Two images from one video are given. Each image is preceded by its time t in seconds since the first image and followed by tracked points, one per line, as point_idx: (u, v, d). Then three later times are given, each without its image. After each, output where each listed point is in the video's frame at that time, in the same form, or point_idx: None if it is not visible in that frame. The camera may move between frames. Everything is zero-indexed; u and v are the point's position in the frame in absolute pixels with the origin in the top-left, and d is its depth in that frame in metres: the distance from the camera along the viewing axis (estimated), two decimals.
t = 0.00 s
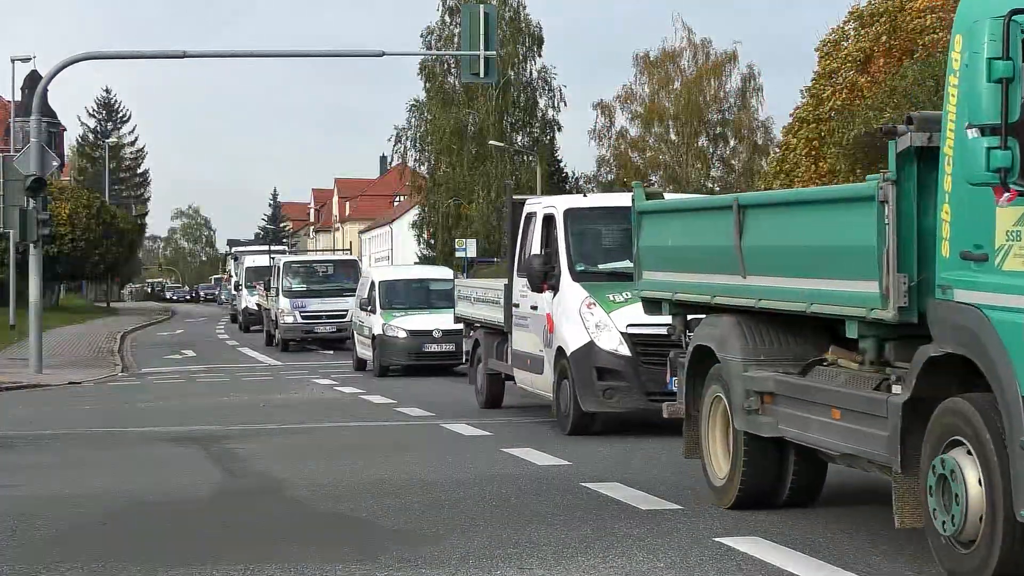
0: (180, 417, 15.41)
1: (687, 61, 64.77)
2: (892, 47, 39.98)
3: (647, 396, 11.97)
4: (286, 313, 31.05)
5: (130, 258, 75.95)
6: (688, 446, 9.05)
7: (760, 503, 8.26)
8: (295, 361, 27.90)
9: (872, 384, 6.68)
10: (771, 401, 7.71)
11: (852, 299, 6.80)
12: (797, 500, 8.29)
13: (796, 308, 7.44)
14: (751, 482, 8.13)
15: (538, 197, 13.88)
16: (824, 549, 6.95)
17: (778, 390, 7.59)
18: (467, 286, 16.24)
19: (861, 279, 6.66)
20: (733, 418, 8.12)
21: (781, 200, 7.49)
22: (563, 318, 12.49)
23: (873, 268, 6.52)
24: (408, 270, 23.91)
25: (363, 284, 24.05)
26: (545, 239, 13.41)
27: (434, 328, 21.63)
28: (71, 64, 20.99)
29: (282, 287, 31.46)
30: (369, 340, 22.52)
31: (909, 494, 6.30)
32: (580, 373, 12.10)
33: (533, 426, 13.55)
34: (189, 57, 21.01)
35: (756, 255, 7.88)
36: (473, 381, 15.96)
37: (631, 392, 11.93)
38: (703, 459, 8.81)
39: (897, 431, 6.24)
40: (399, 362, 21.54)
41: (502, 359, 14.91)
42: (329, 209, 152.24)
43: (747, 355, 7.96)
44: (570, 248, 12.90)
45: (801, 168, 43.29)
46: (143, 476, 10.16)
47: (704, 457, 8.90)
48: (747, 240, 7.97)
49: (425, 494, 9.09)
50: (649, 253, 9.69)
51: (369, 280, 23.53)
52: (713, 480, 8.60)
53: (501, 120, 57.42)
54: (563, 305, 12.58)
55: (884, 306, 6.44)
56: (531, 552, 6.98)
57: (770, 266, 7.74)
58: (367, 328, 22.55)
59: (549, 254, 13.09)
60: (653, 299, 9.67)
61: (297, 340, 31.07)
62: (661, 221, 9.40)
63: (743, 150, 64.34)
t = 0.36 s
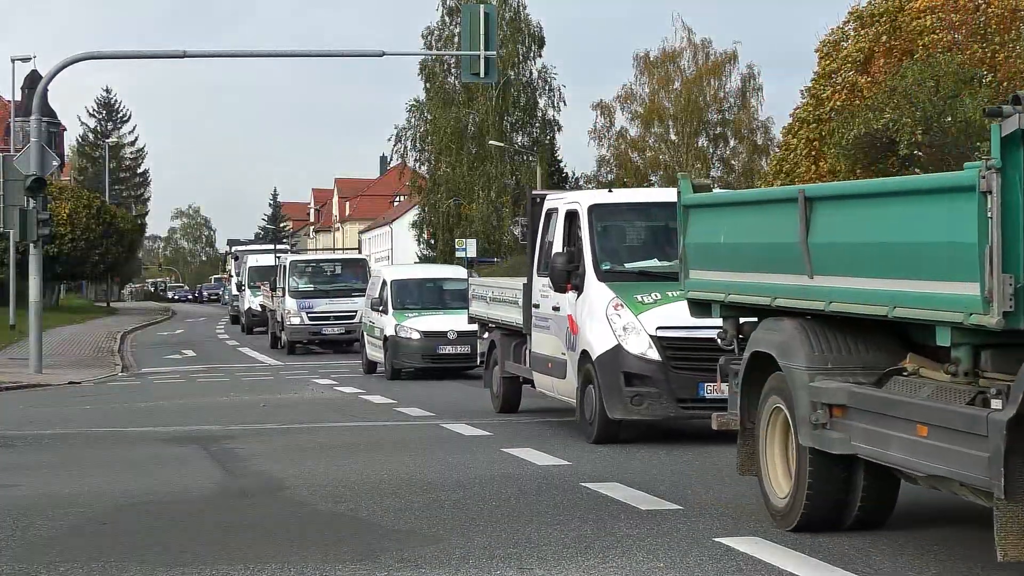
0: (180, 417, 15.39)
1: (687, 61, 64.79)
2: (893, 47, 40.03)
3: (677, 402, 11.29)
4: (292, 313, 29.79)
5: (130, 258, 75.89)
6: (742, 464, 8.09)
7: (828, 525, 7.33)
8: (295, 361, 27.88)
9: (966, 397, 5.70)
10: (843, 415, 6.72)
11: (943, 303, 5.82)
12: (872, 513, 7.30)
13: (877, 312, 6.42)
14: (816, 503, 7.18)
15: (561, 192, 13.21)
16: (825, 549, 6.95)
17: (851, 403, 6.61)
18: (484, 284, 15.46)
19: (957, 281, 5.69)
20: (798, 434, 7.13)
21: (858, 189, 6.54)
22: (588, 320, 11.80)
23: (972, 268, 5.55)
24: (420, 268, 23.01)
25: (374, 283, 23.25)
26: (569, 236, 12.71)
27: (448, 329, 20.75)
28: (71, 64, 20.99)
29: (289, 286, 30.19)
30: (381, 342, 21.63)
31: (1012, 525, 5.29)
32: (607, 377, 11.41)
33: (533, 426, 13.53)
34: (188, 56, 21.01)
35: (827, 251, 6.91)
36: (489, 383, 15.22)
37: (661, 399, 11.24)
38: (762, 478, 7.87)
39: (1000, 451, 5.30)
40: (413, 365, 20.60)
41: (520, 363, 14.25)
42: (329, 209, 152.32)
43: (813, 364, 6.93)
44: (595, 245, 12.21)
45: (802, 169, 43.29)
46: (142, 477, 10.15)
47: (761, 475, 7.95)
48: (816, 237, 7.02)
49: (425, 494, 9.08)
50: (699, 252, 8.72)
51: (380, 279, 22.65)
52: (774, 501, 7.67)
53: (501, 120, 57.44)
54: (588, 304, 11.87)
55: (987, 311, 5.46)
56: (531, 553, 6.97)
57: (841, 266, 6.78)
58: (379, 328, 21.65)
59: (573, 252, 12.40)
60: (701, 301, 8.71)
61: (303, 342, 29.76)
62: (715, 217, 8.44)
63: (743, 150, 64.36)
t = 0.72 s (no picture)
0: (181, 417, 15.37)
1: (687, 61, 64.76)
2: (893, 47, 40.09)
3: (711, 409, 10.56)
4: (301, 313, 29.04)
5: (130, 258, 75.83)
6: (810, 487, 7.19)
7: (915, 551, 6.41)
8: (296, 361, 27.85)
9: None
10: (935, 434, 5.77)
11: None
12: (967, 532, 6.34)
13: (981, 319, 5.45)
14: (898, 530, 6.27)
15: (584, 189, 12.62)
16: (824, 549, 6.96)
17: (947, 419, 5.67)
18: (501, 282, 14.76)
19: None
20: (881, 454, 6.15)
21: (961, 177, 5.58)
22: (616, 321, 11.09)
23: None
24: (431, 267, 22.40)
25: (384, 282, 22.77)
26: (594, 233, 12.06)
27: (463, 331, 20.26)
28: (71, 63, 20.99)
29: (297, 286, 29.41)
30: (392, 343, 21.12)
31: None
32: (635, 381, 10.70)
33: (533, 427, 13.52)
34: (188, 56, 20.99)
35: (924, 251, 5.92)
36: (503, 387, 14.55)
37: (693, 405, 10.51)
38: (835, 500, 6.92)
39: None
40: (426, 368, 20.09)
41: (540, 366, 13.57)
42: (329, 209, 152.31)
43: (898, 375, 6.03)
44: (622, 243, 11.54)
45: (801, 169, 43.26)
46: (142, 476, 10.15)
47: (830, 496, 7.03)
48: (910, 237, 6.02)
49: (424, 493, 9.08)
50: (757, 255, 7.75)
51: (391, 279, 22.17)
52: (851, 527, 6.73)
53: (501, 120, 57.44)
54: (616, 305, 11.17)
55: None
56: (530, 552, 6.97)
57: (940, 263, 5.80)
58: (390, 330, 21.13)
59: (599, 250, 11.76)
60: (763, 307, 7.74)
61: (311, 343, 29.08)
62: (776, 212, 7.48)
63: (742, 150, 64.35)
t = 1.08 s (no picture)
0: (181, 417, 15.38)
1: (687, 61, 64.69)
2: (893, 47, 40.12)
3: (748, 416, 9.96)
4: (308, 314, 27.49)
5: (130, 258, 75.87)
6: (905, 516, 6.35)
7: None
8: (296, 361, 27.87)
9: None
10: None
11: None
12: None
13: None
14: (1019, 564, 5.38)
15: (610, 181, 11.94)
16: (824, 549, 6.95)
17: None
18: (520, 281, 14.11)
19: None
20: (996, 476, 5.40)
21: None
22: (647, 323, 10.45)
23: None
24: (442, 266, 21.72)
25: (394, 281, 22.28)
26: (623, 228, 11.38)
27: (477, 332, 19.71)
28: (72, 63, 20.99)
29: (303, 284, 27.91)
30: (403, 344, 20.60)
31: None
32: (668, 388, 10.09)
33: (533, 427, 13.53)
34: (188, 56, 21.00)
35: None
36: (522, 392, 13.93)
37: (731, 412, 9.91)
38: (930, 528, 6.10)
39: None
40: (438, 369, 19.54)
41: (559, 370, 12.97)
42: (329, 209, 152.39)
43: (1017, 389, 5.30)
44: (651, 241, 10.87)
45: (801, 168, 43.23)
46: (143, 477, 10.15)
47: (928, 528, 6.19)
48: None
49: (423, 494, 9.08)
50: (837, 251, 6.99)
51: (403, 276, 21.67)
52: (953, 561, 5.86)
53: (501, 120, 57.44)
54: (647, 307, 10.53)
55: None
56: (530, 552, 6.97)
57: None
58: (401, 330, 20.62)
59: (629, 248, 11.09)
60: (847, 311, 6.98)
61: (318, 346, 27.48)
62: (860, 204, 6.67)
63: (742, 150, 64.33)
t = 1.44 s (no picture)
0: (181, 417, 15.38)
1: (687, 60, 64.68)
2: (892, 47, 40.17)
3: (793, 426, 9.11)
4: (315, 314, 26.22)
5: (130, 258, 75.88)
6: None
7: None
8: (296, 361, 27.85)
9: None
10: None
11: None
12: None
13: None
14: None
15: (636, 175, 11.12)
16: (823, 549, 6.95)
17: None
18: (541, 279, 13.37)
19: None
20: None
21: None
22: (682, 327, 9.59)
23: None
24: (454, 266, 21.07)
25: (405, 282, 21.65)
26: (653, 225, 10.53)
27: (492, 332, 19.01)
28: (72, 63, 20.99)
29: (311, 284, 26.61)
30: (413, 345, 19.86)
31: None
32: (706, 396, 9.25)
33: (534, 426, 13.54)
34: (188, 56, 20.99)
35: None
36: (544, 397, 13.20)
37: (774, 421, 9.07)
38: None
39: None
40: (452, 372, 18.80)
41: (584, 374, 12.22)
42: (330, 208, 152.44)
43: None
44: (686, 239, 9.98)
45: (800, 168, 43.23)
46: (143, 477, 10.15)
47: None
48: None
49: (423, 494, 9.08)
50: (946, 244, 6.66)
51: (413, 276, 21.04)
52: None
53: (501, 120, 57.49)
54: (682, 309, 9.64)
55: None
56: (530, 553, 6.98)
57: None
58: (412, 331, 19.91)
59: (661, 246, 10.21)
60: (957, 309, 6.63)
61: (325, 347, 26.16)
62: (986, 191, 6.36)
63: (743, 150, 64.32)
